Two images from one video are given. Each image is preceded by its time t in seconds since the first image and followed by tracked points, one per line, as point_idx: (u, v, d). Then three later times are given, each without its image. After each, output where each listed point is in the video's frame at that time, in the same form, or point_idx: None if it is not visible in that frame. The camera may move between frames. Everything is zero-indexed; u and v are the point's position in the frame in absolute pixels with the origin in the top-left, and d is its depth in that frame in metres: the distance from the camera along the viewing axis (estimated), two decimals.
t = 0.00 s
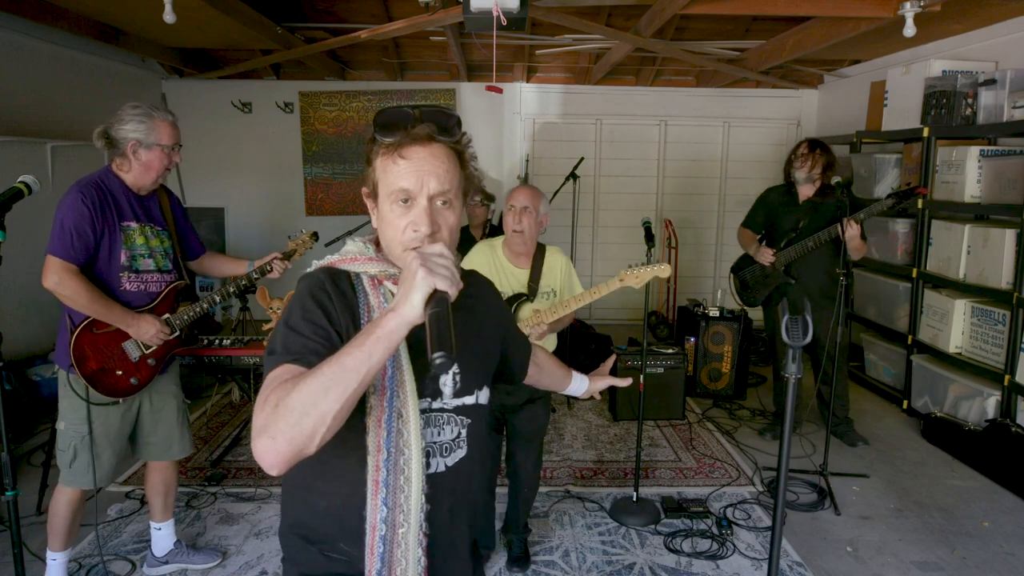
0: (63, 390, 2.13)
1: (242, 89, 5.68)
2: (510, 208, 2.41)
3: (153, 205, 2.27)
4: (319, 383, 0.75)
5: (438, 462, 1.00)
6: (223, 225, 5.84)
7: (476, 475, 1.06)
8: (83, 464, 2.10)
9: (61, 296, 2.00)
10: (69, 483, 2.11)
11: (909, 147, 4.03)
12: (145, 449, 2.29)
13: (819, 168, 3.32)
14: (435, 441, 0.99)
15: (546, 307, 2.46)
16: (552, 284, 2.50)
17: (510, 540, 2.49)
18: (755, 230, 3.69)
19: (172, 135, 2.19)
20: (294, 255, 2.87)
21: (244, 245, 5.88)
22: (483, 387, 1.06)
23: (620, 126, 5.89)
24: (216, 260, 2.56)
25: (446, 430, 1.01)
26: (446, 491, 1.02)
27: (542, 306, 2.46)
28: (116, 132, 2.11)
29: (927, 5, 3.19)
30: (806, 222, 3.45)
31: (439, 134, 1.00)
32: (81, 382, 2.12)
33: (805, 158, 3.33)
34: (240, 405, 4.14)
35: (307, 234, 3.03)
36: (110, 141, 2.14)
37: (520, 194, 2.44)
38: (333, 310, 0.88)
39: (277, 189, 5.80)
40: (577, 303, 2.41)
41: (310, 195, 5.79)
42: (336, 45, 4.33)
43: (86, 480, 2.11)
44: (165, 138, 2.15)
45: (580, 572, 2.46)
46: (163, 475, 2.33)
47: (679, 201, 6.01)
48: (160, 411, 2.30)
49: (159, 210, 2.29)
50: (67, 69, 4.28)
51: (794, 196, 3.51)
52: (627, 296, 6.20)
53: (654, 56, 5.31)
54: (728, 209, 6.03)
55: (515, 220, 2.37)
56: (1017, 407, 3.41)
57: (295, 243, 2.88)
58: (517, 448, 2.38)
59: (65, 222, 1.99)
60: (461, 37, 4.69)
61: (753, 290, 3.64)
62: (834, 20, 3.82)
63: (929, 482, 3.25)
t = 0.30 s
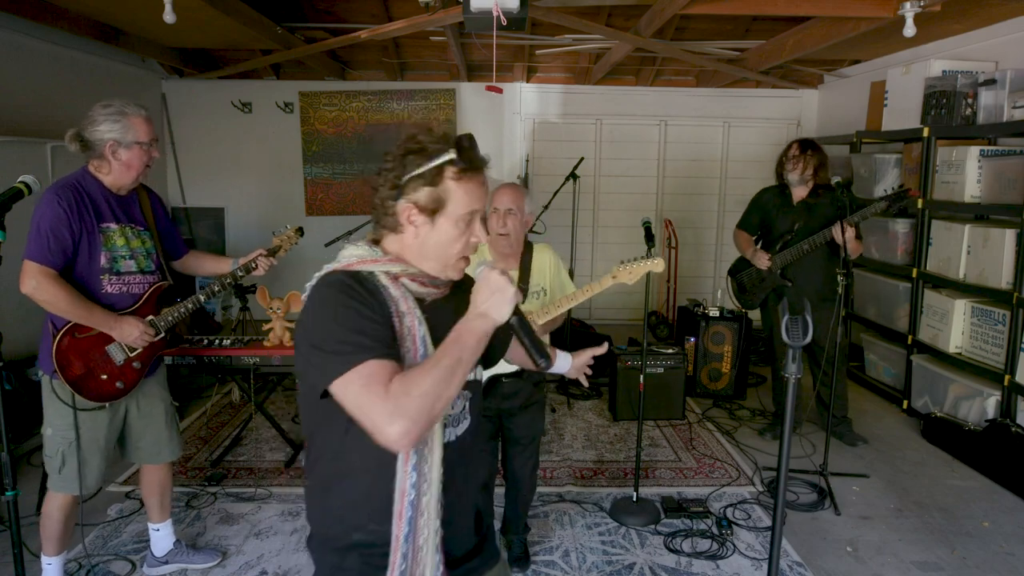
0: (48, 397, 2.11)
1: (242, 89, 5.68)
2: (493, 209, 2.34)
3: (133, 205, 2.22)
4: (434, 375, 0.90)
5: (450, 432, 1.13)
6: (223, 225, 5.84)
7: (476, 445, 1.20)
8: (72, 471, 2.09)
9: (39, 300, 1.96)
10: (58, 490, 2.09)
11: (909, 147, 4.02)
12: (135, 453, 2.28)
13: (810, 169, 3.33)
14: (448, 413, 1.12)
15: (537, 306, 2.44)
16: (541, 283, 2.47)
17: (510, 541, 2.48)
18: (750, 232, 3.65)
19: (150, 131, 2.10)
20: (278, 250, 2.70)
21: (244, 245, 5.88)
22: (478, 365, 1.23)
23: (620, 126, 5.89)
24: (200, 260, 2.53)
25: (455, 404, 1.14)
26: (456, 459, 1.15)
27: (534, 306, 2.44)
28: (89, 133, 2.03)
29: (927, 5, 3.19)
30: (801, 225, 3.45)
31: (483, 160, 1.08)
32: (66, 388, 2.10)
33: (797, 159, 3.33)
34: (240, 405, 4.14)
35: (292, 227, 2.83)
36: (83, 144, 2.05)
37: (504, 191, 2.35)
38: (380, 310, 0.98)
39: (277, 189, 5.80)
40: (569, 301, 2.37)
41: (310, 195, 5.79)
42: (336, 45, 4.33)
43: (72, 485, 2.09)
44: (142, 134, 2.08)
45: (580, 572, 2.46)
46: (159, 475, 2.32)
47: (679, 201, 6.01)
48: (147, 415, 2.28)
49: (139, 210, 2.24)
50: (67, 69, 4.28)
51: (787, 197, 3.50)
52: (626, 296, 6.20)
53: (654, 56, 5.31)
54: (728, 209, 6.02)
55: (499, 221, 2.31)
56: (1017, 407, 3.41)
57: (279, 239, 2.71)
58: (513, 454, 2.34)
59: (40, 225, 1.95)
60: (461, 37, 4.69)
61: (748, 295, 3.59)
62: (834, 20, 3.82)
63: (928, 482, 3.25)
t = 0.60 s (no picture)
0: (16, 407, 2.07)
1: (242, 89, 5.68)
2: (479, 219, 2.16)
3: (97, 206, 2.18)
4: (474, 331, 1.18)
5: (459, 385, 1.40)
6: (223, 225, 5.84)
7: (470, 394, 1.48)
8: (44, 481, 2.08)
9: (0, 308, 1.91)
10: (32, 500, 2.09)
11: (909, 147, 4.02)
12: (110, 458, 2.24)
13: (814, 169, 3.33)
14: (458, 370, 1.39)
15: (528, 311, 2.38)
16: (532, 287, 2.39)
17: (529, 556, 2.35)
18: (754, 232, 3.67)
19: (108, 128, 2.05)
20: (251, 250, 2.60)
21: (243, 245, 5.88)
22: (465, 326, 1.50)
23: (620, 126, 5.89)
24: (169, 261, 2.49)
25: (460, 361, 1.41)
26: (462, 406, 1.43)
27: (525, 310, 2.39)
28: (48, 132, 1.99)
29: (927, 5, 3.19)
30: (803, 224, 3.45)
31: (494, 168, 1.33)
32: (33, 396, 2.07)
33: (801, 159, 3.33)
34: (240, 405, 4.15)
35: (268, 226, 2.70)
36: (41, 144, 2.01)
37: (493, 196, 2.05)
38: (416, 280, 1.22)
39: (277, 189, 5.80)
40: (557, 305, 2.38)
41: (310, 195, 5.79)
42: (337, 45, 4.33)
43: (49, 495, 2.08)
44: (101, 132, 2.03)
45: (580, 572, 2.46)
46: (145, 482, 2.33)
47: (679, 201, 6.01)
48: (122, 420, 2.24)
49: (104, 211, 2.20)
50: (67, 69, 4.28)
51: (791, 198, 3.50)
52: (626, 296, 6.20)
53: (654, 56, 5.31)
54: (728, 209, 6.02)
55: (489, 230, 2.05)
56: (1017, 407, 3.41)
57: (252, 238, 2.61)
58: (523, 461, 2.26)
59: None
60: (461, 37, 4.69)
61: (751, 294, 3.60)
62: (834, 20, 3.82)
63: (928, 482, 3.25)
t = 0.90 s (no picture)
0: None
1: (242, 89, 5.68)
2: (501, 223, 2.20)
3: (72, 209, 2.18)
4: (436, 335, 1.35)
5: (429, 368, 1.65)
6: (222, 225, 5.83)
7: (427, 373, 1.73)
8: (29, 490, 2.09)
9: None
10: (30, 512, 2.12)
11: (909, 147, 4.02)
12: (100, 465, 2.25)
13: (827, 170, 3.32)
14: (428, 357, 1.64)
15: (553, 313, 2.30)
16: (558, 289, 2.33)
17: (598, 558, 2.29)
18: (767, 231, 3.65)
19: (79, 129, 2.05)
20: (232, 250, 2.55)
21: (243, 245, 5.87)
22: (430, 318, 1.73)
23: (620, 126, 5.89)
24: (149, 263, 2.50)
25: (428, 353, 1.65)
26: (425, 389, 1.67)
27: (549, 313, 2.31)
28: (17, 134, 1.98)
29: (927, 5, 3.19)
30: (816, 225, 3.43)
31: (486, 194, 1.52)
32: (12, 406, 2.06)
33: (814, 161, 3.31)
34: (240, 405, 4.15)
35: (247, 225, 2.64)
36: (11, 146, 2.00)
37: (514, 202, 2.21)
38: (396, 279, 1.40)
39: (277, 189, 5.80)
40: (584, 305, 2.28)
41: (310, 195, 5.79)
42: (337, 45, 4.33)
43: (38, 502, 2.10)
44: (71, 133, 2.02)
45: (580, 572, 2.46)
46: (137, 484, 2.34)
47: (679, 201, 6.01)
48: (108, 425, 2.25)
49: (79, 213, 2.20)
50: (67, 69, 4.28)
51: (803, 198, 3.49)
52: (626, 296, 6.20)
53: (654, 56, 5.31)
54: (728, 209, 6.03)
55: (511, 233, 2.17)
56: (1017, 407, 3.41)
57: (233, 238, 2.56)
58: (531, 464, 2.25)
59: None
60: (461, 37, 4.69)
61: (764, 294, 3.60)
62: (834, 20, 3.82)
63: (928, 482, 3.25)
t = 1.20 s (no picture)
0: None
1: (242, 89, 5.68)
2: (569, 231, 2.15)
3: (63, 210, 2.18)
4: (416, 304, 1.61)
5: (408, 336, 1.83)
6: (222, 225, 5.83)
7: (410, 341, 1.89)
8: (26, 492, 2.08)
9: None
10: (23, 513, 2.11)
11: (909, 147, 4.02)
12: (94, 467, 2.24)
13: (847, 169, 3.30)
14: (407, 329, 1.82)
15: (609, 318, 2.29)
16: (617, 294, 2.29)
17: (613, 557, 2.38)
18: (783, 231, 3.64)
19: (69, 128, 2.03)
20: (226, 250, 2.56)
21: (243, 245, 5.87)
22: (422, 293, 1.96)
23: (620, 126, 5.89)
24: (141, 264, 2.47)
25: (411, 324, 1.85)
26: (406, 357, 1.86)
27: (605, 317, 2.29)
28: (7, 134, 1.97)
29: (927, 6, 3.19)
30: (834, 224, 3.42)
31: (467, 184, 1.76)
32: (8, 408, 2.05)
33: (834, 160, 3.29)
34: (240, 405, 4.15)
35: (242, 227, 2.66)
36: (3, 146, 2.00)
37: (581, 207, 2.15)
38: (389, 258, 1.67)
39: (277, 189, 5.80)
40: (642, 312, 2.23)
41: (310, 195, 5.79)
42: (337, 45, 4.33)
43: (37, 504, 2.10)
44: (62, 132, 2.01)
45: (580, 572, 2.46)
46: (134, 483, 2.33)
47: (679, 201, 6.01)
48: (103, 427, 2.24)
49: (70, 215, 2.20)
50: (67, 69, 4.28)
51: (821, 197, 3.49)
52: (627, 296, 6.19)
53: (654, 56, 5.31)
54: (728, 209, 6.03)
55: (578, 242, 2.15)
56: (1017, 407, 3.41)
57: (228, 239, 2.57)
58: (521, 459, 2.23)
59: None
60: (461, 37, 4.69)
61: (781, 290, 3.65)
62: (834, 20, 3.82)
63: (928, 482, 3.25)
